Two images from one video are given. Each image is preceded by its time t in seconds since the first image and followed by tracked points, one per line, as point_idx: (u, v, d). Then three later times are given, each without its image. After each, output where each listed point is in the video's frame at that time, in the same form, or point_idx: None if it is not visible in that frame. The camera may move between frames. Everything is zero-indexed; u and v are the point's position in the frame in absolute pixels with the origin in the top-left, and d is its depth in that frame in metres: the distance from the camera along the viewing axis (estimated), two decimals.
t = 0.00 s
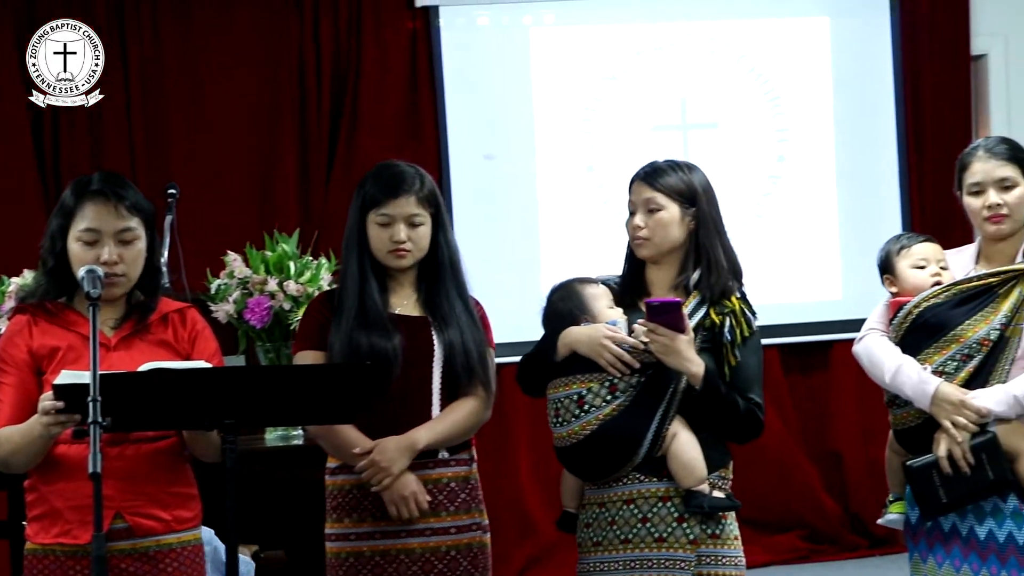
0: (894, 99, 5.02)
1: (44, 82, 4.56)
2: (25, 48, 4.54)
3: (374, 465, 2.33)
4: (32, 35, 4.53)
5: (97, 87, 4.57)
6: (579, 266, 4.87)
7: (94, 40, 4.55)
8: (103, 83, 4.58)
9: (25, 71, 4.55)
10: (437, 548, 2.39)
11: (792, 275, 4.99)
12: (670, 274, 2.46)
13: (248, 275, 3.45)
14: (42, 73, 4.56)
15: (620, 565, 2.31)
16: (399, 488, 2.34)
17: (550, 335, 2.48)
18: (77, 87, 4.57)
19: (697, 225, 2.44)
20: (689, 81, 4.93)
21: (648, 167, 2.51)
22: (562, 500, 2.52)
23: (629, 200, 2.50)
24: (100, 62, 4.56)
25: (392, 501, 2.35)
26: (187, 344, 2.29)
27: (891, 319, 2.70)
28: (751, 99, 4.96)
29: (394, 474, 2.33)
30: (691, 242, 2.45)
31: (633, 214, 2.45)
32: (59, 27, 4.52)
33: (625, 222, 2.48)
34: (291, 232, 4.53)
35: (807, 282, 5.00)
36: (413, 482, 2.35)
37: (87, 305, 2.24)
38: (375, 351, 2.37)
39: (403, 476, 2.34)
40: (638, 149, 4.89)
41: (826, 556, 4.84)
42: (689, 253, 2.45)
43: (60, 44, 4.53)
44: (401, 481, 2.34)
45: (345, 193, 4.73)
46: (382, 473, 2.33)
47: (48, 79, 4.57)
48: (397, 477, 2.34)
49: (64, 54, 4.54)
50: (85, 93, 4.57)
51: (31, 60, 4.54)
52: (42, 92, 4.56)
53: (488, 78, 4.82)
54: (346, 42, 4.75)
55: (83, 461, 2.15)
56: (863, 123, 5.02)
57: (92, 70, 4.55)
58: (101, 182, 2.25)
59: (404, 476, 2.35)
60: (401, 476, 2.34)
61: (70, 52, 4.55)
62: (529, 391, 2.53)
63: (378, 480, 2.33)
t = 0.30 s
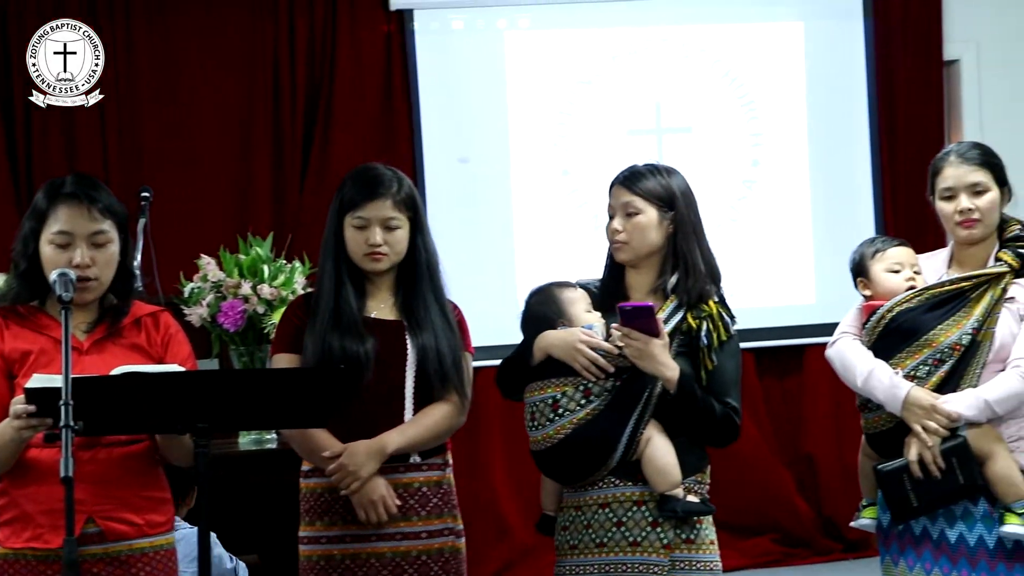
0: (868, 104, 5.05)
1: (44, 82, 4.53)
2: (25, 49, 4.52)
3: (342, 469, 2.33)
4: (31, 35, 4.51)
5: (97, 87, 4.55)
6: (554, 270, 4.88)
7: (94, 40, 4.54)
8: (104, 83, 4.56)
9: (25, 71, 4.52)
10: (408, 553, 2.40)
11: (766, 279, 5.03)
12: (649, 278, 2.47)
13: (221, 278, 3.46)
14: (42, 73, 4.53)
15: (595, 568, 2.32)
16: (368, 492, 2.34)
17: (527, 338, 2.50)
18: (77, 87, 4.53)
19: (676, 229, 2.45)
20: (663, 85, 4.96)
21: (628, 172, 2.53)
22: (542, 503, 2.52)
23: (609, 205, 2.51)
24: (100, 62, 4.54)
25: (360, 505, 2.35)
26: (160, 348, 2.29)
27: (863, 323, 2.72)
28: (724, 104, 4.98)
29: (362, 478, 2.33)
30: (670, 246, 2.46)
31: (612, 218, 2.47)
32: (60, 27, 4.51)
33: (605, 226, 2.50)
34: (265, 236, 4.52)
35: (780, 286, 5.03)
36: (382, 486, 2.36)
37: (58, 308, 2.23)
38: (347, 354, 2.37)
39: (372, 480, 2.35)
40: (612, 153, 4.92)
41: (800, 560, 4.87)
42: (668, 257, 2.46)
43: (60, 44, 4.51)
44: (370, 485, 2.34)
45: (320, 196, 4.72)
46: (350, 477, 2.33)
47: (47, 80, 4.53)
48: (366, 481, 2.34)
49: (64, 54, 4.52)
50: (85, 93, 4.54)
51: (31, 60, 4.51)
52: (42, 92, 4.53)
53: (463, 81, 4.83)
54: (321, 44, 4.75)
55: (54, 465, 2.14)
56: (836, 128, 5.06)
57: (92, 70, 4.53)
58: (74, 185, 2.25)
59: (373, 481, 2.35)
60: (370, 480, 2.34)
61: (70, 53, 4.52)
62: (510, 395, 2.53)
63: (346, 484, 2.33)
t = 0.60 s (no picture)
0: (809, 111, 5.14)
1: (44, 82, 4.54)
2: (25, 49, 4.54)
3: (284, 470, 2.34)
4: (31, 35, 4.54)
5: (97, 87, 4.59)
6: (499, 272, 4.90)
7: (94, 40, 4.59)
8: (102, 84, 4.60)
9: (25, 71, 4.53)
10: (350, 555, 2.40)
11: (710, 282, 5.10)
12: (594, 281, 2.51)
13: (164, 279, 3.45)
14: (42, 73, 4.54)
15: (535, 570, 2.34)
16: (309, 494, 2.35)
17: (470, 342, 2.51)
18: (77, 88, 4.56)
19: (621, 232, 2.49)
20: (607, 89, 5.01)
21: (574, 176, 2.57)
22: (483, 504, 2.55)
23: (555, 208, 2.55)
24: (100, 62, 4.59)
25: (301, 506, 2.36)
26: (100, 349, 2.27)
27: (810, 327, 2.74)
28: (667, 109, 5.05)
29: (303, 479, 2.34)
30: (615, 249, 2.50)
31: (558, 221, 2.50)
32: (60, 27, 4.53)
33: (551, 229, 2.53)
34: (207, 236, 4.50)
35: (723, 290, 5.10)
36: (323, 487, 2.37)
37: None
38: (289, 355, 2.38)
39: (313, 481, 2.36)
40: (556, 157, 4.96)
41: (742, 562, 4.93)
42: (612, 261, 2.50)
43: (60, 44, 4.53)
44: (311, 487, 2.35)
45: (263, 196, 4.70)
46: (291, 478, 2.33)
47: (48, 80, 4.54)
48: (307, 483, 2.35)
49: (64, 54, 4.53)
50: (86, 93, 4.57)
51: (31, 60, 4.53)
52: (42, 92, 4.54)
53: (409, 84, 4.84)
54: (265, 45, 4.73)
55: None
56: (776, 134, 5.14)
57: (92, 70, 4.57)
58: (14, 184, 2.23)
59: (314, 482, 2.36)
60: (310, 482, 2.36)
61: (70, 53, 4.54)
62: (452, 396, 2.54)
63: (287, 485, 2.34)
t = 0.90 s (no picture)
0: (778, 112, 5.18)
1: (44, 82, 4.57)
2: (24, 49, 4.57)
3: (256, 471, 2.34)
4: (32, 35, 4.56)
5: (97, 87, 4.62)
6: (471, 273, 4.92)
7: (94, 40, 4.62)
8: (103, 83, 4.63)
9: (25, 71, 4.55)
10: (321, 557, 2.41)
11: (681, 283, 5.13)
12: (562, 283, 2.53)
13: (134, 281, 3.45)
14: (42, 73, 4.57)
15: (505, 570, 2.35)
16: (281, 496, 2.35)
17: (440, 341, 2.51)
18: (77, 87, 4.59)
19: (590, 235, 2.51)
20: (579, 89, 5.04)
21: (541, 177, 2.58)
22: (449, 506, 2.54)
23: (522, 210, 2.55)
24: (100, 62, 4.62)
25: (273, 508, 2.36)
26: (69, 350, 2.27)
27: (787, 329, 2.70)
28: (638, 111, 5.08)
29: (275, 481, 2.33)
30: (584, 251, 2.52)
31: (527, 223, 2.52)
32: (60, 27, 4.56)
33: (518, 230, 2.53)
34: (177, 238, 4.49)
35: (694, 290, 5.14)
36: (295, 489, 2.37)
37: None
38: (260, 357, 2.38)
39: (285, 483, 2.36)
40: (528, 157, 4.98)
41: (713, 562, 4.96)
42: (580, 263, 2.52)
43: (60, 44, 4.56)
44: (283, 489, 2.35)
45: (233, 197, 4.69)
46: (263, 480, 2.33)
47: (48, 80, 4.57)
48: (279, 485, 2.35)
49: (64, 54, 4.56)
50: (86, 93, 4.60)
51: (31, 60, 4.56)
52: (43, 92, 4.57)
53: (381, 85, 4.85)
54: (235, 45, 4.72)
55: None
56: (747, 135, 5.17)
57: (92, 70, 4.60)
58: None
59: (286, 484, 2.36)
60: (283, 483, 2.36)
61: (70, 52, 4.57)
62: (420, 396, 2.54)
63: (259, 488, 2.34)
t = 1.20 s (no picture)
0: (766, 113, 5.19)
1: (44, 82, 4.57)
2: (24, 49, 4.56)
3: (251, 471, 2.33)
4: (31, 34, 4.56)
5: (97, 87, 4.62)
6: (461, 273, 4.92)
7: (94, 40, 4.61)
8: (103, 83, 4.63)
9: (25, 70, 4.56)
10: (314, 556, 2.41)
11: (670, 283, 5.15)
12: (545, 284, 2.54)
13: (122, 281, 3.44)
14: (42, 73, 4.57)
15: (493, 570, 2.34)
16: (276, 495, 2.35)
17: (425, 337, 2.48)
18: (77, 87, 4.59)
19: (573, 235, 2.52)
20: (569, 89, 5.06)
21: (522, 178, 2.59)
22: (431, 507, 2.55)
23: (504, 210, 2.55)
24: (100, 62, 4.61)
25: (268, 508, 2.36)
26: (58, 351, 2.27)
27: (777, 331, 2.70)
28: (627, 111, 5.09)
29: (270, 481, 2.33)
30: (567, 252, 2.53)
31: (510, 223, 2.51)
32: (60, 27, 4.56)
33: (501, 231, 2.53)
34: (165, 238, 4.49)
35: (683, 290, 5.16)
36: (289, 488, 2.37)
37: None
38: (251, 356, 2.38)
39: (280, 482, 2.36)
40: (517, 157, 4.99)
41: (702, 562, 4.98)
42: (562, 263, 2.53)
43: (60, 44, 4.56)
44: (277, 489, 2.35)
45: (222, 198, 4.68)
46: (258, 480, 2.33)
47: (48, 80, 4.57)
48: (274, 484, 2.35)
49: (64, 54, 4.56)
50: (86, 93, 4.60)
51: (31, 60, 4.56)
52: (44, 92, 4.57)
53: (370, 85, 4.85)
54: (225, 45, 4.72)
55: None
56: (735, 135, 5.19)
57: (92, 70, 4.60)
58: None
59: (281, 483, 2.36)
60: (277, 483, 2.35)
61: (70, 52, 4.57)
62: (403, 397, 2.54)
63: (254, 487, 2.33)
